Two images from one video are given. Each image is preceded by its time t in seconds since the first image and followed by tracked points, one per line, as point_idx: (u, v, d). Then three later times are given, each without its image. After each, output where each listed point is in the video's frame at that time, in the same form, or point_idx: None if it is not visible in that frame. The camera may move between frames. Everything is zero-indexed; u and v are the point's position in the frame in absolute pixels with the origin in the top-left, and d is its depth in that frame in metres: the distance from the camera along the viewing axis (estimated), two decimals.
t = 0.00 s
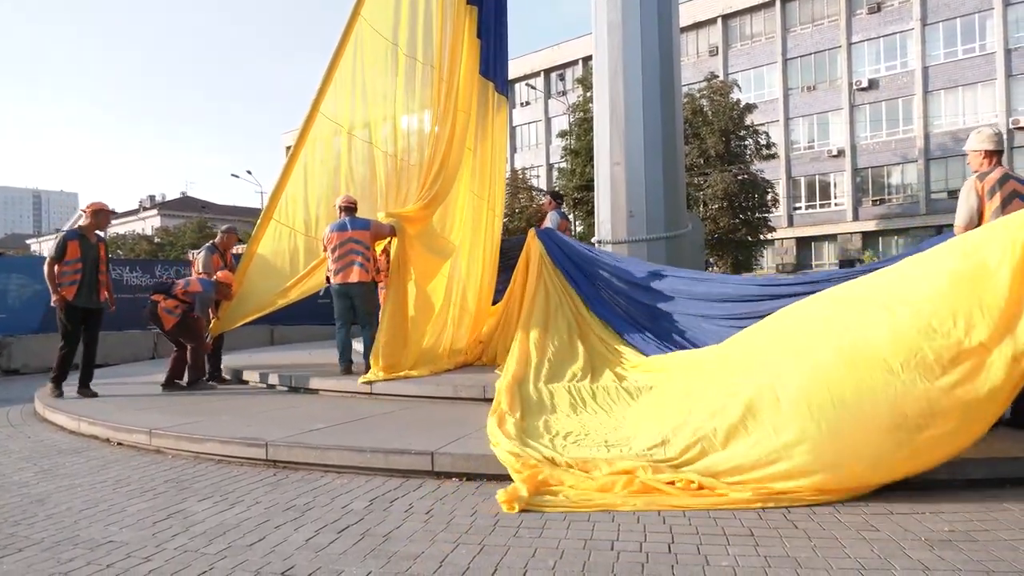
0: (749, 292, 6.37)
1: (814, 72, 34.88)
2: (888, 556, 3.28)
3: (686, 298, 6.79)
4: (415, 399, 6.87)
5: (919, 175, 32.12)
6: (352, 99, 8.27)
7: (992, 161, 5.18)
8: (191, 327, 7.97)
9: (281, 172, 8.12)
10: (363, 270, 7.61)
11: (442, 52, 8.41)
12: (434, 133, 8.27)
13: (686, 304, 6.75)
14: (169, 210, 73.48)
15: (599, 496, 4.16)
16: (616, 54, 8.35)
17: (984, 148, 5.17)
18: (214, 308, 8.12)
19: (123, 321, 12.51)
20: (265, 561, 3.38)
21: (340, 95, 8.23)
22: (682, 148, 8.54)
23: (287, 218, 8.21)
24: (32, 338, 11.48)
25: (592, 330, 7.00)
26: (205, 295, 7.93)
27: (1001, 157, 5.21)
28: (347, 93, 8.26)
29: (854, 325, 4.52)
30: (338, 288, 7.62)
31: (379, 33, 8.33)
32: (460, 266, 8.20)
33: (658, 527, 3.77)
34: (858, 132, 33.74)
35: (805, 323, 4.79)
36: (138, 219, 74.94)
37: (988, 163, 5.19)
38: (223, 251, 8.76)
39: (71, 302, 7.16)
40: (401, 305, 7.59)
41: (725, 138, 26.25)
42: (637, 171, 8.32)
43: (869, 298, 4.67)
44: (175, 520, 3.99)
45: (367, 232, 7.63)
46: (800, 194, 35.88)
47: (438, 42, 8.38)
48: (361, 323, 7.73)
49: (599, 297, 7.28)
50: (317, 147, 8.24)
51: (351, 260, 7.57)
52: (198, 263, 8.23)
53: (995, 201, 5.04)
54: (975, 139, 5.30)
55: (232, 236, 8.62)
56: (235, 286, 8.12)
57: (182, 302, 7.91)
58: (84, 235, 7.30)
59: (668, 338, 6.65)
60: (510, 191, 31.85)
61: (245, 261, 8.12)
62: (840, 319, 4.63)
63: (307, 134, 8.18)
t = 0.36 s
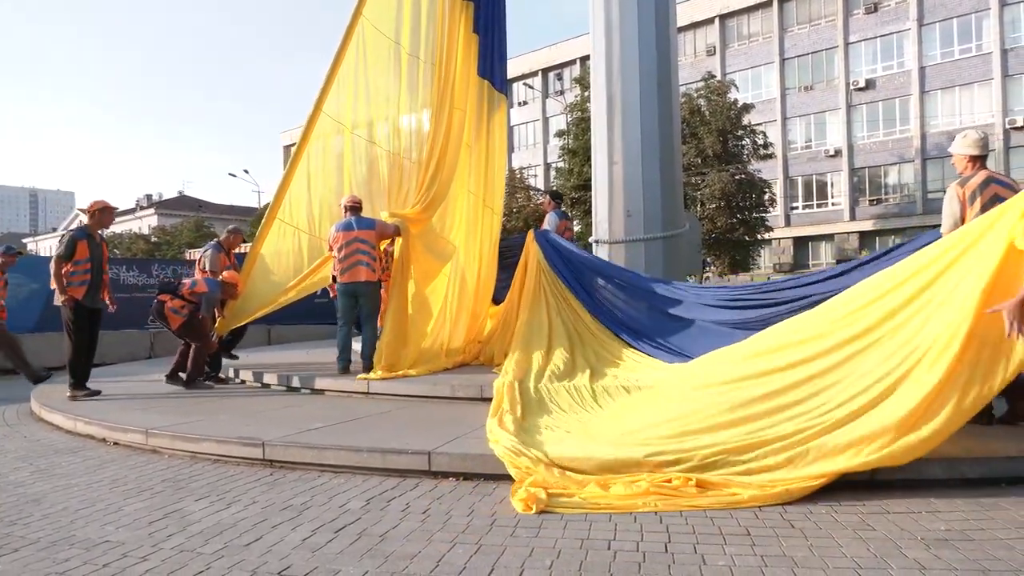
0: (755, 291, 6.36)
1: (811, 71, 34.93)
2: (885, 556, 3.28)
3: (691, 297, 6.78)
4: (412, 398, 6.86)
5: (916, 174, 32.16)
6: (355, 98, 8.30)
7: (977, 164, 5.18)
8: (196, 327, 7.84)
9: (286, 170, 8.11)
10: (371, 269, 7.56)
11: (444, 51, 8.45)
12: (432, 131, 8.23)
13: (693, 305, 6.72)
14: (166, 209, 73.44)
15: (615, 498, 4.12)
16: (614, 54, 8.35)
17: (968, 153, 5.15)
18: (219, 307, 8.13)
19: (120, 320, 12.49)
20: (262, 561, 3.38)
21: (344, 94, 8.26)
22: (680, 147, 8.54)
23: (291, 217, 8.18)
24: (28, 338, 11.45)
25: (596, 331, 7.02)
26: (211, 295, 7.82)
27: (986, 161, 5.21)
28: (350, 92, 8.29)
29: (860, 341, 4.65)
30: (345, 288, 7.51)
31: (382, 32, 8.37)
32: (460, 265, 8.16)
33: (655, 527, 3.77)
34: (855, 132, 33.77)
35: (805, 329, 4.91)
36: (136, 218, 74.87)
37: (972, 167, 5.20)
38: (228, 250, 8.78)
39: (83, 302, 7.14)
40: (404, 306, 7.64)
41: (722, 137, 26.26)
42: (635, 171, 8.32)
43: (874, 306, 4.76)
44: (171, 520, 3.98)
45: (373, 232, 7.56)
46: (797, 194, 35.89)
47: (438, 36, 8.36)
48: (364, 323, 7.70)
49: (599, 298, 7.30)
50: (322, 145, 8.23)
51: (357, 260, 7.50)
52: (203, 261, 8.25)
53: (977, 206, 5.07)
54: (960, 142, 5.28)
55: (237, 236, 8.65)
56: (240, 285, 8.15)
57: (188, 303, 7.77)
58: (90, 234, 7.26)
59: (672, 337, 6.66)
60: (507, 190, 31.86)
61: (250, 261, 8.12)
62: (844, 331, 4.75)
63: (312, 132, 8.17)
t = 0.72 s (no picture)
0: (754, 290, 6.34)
1: (808, 73, 34.99)
2: (882, 557, 3.28)
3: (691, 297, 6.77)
4: (409, 399, 6.85)
5: (913, 175, 32.18)
6: (355, 97, 8.24)
7: (981, 167, 5.21)
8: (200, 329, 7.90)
9: (288, 171, 8.04)
10: (374, 270, 7.52)
11: (442, 50, 8.47)
12: (430, 134, 8.34)
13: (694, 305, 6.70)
14: (164, 210, 73.43)
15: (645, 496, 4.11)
16: (613, 55, 8.35)
17: (975, 155, 5.17)
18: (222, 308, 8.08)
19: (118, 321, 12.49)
20: (259, 562, 3.37)
21: (345, 93, 8.18)
22: (677, 148, 8.55)
23: (292, 216, 8.13)
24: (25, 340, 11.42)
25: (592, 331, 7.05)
26: (213, 296, 7.88)
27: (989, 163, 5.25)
28: (351, 90, 8.21)
29: (844, 340, 4.73)
30: (349, 289, 7.47)
31: (382, 31, 8.30)
32: (460, 265, 8.21)
33: (654, 528, 3.77)
34: (853, 133, 33.83)
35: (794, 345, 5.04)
36: (134, 219, 74.81)
37: (978, 169, 5.22)
38: (232, 251, 8.74)
39: (94, 303, 7.14)
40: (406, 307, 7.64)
41: (720, 139, 26.31)
42: (633, 172, 8.32)
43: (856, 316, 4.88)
44: (169, 521, 3.98)
45: (376, 233, 7.55)
46: (795, 196, 35.91)
47: (440, 38, 8.47)
48: (365, 324, 7.63)
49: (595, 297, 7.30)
50: (324, 144, 8.18)
51: (360, 261, 7.46)
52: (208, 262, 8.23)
53: (986, 208, 5.12)
54: (963, 145, 5.30)
55: (241, 235, 8.59)
56: (242, 286, 8.06)
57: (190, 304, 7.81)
58: (93, 233, 7.24)
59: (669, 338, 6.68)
60: (506, 191, 31.88)
61: (253, 261, 8.03)
62: (835, 334, 4.83)
63: (314, 131, 8.10)
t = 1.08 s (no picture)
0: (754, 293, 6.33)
1: (805, 77, 35.11)
2: (879, 562, 3.28)
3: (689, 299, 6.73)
4: (406, 404, 6.84)
5: (909, 179, 32.23)
6: (353, 102, 8.26)
7: (990, 172, 5.29)
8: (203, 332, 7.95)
9: (288, 175, 8.08)
10: (376, 275, 7.46)
11: (440, 54, 8.50)
12: (428, 141, 8.35)
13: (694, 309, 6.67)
14: (160, 214, 73.42)
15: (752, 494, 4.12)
16: (610, 61, 8.37)
17: (984, 160, 5.28)
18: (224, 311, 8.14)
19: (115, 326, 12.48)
20: (256, 568, 3.36)
21: (344, 98, 8.21)
22: (675, 152, 8.56)
23: (293, 220, 8.16)
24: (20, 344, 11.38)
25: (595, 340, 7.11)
26: (213, 296, 7.95)
27: (997, 169, 5.33)
28: (350, 95, 8.24)
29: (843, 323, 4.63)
30: (350, 293, 7.45)
31: (380, 36, 8.33)
32: (458, 268, 8.26)
33: (650, 533, 3.76)
34: (849, 138, 33.93)
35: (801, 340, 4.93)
36: (132, 223, 74.78)
37: (988, 174, 5.29)
38: (237, 255, 8.77)
39: (97, 307, 7.13)
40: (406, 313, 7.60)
41: (717, 143, 26.40)
42: (630, 177, 8.33)
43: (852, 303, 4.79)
44: (165, 527, 3.96)
45: (378, 238, 7.54)
46: (792, 200, 35.99)
47: (439, 42, 8.49)
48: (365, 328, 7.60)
49: (590, 302, 7.41)
50: (323, 149, 8.21)
51: (362, 265, 7.43)
52: (211, 266, 8.30)
53: (1003, 212, 5.12)
54: (969, 152, 5.41)
55: (243, 239, 8.64)
56: (244, 288, 8.10)
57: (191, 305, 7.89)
58: (95, 237, 7.20)
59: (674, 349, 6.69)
60: (504, 196, 31.90)
61: (255, 263, 8.04)
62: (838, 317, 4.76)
63: (313, 136, 8.13)
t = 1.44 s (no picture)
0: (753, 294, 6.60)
1: (801, 83, 35.24)
2: (877, 569, 3.27)
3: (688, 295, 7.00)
4: (403, 410, 6.82)
5: (906, 185, 32.30)
6: (354, 107, 8.25)
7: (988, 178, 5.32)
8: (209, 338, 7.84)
9: (289, 181, 8.09)
10: (374, 280, 7.44)
11: (439, 57, 8.51)
12: (425, 147, 8.37)
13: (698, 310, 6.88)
14: (158, 219, 73.42)
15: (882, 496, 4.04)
16: (607, 68, 8.39)
17: (980, 168, 5.30)
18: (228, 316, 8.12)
19: (110, 331, 12.41)
20: None
21: (347, 103, 8.22)
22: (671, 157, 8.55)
23: (297, 226, 8.18)
24: (17, 349, 11.35)
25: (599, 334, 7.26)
26: (222, 303, 7.82)
27: (993, 174, 5.37)
28: (350, 101, 8.24)
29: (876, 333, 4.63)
30: (348, 299, 7.43)
31: (380, 41, 8.34)
32: (456, 271, 8.32)
33: (648, 541, 3.75)
34: (845, 144, 34.04)
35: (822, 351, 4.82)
36: (129, 228, 74.74)
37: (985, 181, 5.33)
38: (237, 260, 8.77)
39: (98, 314, 7.11)
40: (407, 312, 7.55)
41: (713, 149, 26.49)
42: (627, 183, 8.34)
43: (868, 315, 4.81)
44: (159, 535, 3.94)
45: (376, 244, 7.51)
46: (789, 206, 36.06)
47: (438, 48, 8.54)
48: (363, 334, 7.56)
49: (590, 301, 7.60)
50: (324, 154, 8.21)
51: (360, 270, 7.41)
52: (213, 271, 8.24)
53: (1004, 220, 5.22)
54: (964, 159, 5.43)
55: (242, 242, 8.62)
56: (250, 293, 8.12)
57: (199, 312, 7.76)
58: (97, 244, 7.19)
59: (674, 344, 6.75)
60: (501, 202, 31.95)
61: (258, 267, 8.15)
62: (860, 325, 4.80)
63: (314, 141, 8.15)
